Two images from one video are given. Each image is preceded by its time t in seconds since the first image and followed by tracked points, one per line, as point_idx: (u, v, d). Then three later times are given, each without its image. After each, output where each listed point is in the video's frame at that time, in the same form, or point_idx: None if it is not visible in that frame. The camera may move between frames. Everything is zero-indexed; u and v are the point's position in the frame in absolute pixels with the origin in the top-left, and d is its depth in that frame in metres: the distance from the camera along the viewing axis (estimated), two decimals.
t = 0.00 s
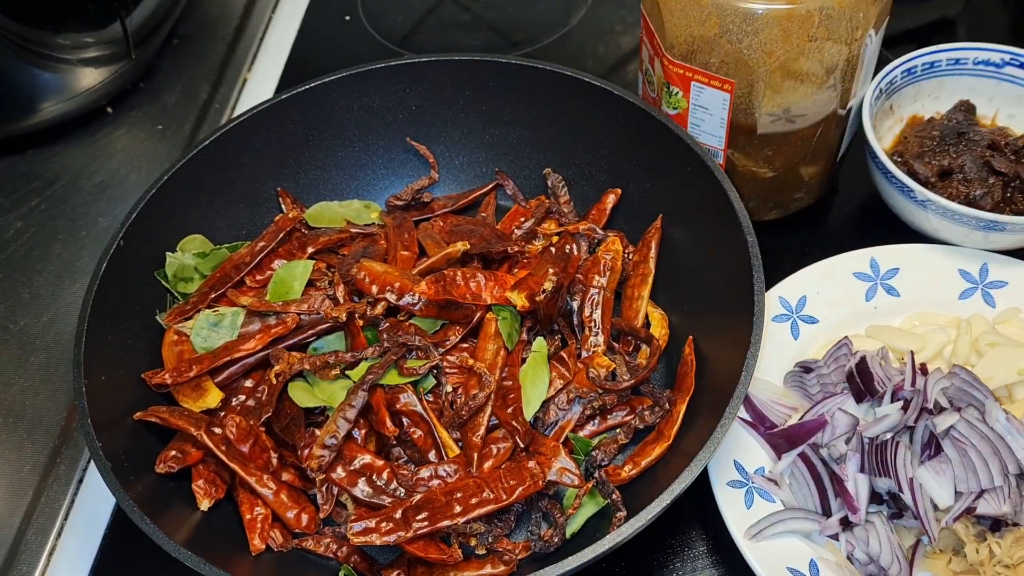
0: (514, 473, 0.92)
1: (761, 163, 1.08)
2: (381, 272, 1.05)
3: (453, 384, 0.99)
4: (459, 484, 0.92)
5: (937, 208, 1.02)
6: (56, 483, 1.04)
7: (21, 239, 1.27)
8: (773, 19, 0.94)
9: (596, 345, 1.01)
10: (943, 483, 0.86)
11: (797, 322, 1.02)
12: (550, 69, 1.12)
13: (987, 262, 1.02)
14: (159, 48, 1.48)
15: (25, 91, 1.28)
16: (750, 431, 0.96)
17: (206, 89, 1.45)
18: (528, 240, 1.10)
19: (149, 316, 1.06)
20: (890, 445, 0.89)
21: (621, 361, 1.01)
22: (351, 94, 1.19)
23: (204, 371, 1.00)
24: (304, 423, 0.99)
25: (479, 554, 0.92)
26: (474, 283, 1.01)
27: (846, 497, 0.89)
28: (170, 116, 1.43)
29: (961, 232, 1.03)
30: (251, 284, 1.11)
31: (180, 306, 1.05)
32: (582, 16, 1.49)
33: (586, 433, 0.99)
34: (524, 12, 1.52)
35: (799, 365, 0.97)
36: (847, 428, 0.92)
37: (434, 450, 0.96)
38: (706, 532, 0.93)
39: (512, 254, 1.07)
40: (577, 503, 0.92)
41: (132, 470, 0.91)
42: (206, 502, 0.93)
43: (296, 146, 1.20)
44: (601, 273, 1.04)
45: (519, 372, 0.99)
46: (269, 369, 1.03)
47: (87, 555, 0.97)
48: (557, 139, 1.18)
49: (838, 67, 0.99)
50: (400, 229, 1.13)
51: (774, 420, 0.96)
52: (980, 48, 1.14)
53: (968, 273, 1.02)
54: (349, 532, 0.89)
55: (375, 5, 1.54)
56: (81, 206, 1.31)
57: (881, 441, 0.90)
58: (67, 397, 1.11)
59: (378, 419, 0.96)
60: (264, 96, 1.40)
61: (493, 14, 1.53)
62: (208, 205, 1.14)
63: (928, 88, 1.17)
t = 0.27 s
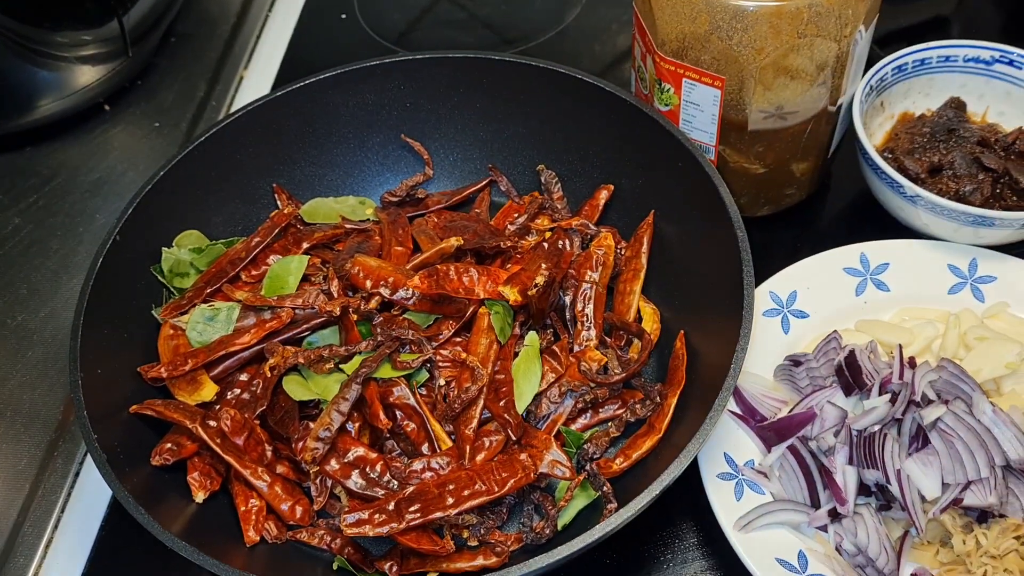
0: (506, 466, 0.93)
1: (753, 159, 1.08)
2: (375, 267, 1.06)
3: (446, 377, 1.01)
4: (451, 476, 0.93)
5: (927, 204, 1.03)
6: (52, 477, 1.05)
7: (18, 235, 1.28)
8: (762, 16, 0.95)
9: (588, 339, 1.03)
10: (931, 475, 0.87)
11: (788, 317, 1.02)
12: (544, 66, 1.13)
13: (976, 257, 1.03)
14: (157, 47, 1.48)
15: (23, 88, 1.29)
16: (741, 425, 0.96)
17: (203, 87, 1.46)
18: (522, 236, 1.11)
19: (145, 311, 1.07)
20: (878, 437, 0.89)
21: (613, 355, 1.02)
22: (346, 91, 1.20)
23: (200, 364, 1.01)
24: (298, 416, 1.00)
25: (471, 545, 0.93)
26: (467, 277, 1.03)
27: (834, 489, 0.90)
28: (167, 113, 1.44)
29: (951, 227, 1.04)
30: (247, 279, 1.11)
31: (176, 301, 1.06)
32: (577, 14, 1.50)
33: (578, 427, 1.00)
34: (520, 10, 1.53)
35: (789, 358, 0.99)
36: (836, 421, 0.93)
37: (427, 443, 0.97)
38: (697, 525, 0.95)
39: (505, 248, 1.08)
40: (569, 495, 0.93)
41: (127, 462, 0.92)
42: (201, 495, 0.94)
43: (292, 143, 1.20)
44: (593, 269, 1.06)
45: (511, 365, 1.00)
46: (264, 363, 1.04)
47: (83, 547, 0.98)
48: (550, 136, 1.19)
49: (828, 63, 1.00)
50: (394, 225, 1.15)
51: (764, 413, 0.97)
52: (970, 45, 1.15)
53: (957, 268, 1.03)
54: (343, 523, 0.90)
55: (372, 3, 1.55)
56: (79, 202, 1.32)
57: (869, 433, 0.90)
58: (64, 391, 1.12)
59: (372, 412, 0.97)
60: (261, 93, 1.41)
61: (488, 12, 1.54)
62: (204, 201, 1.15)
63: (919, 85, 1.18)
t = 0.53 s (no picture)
0: (511, 460, 0.93)
1: (757, 154, 1.08)
2: (380, 262, 1.05)
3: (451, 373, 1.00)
4: (456, 471, 0.93)
5: (932, 198, 1.02)
6: (56, 472, 1.04)
7: (21, 231, 1.28)
8: (767, 10, 0.95)
9: (593, 335, 1.02)
10: (938, 469, 0.86)
11: (793, 311, 1.02)
12: (548, 61, 1.13)
13: (982, 252, 1.03)
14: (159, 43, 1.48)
15: (25, 84, 1.29)
16: (747, 419, 0.96)
17: (206, 82, 1.46)
18: (526, 230, 1.10)
19: (149, 306, 1.06)
20: (884, 432, 0.89)
21: (618, 350, 1.02)
22: (349, 86, 1.19)
23: (204, 360, 1.00)
24: (302, 410, 1.00)
25: (476, 541, 0.93)
26: (472, 272, 1.02)
27: (841, 483, 0.89)
28: (170, 109, 1.43)
29: (956, 222, 1.03)
30: (251, 275, 1.11)
31: (180, 296, 1.05)
32: (580, 10, 1.50)
33: (582, 422, 1.00)
34: (523, 6, 1.53)
35: (794, 353, 0.98)
36: (842, 415, 0.92)
37: (432, 438, 0.97)
38: (702, 520, 0.95)
39: (509, 242, 1.07)
40: (575, 489, 0.93)
41: (131, 457, 0.92)
42: (205, 490, 0.93)
43: (295, 138, 1.20)
44: (598, 263, 1.05)
45: (516, 360, 0.99)
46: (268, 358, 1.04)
47: (88, 542, 0.98)
48: (554, 131, 1.18)
49: (833, 58, 1.00)
50: (398, 220, 1.15)
51: (769, 408, 0.97)
52: (974, 41, 1.15)
53: (963, 263, 1.03)
54: (347, 518, 0.90)
55: None
56: (81, 198, 1.32)
57: (876, 427, 0.90)
58: (67, 386, 1.12)
59: (376, 407, 0.97)
60: (264, 88, 1.41)
61: (491, 9, 1.54)
62: (207, 196, 1.15)
63: (923, 80, 1.18)
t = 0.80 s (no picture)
0: (477, 455, 0.91)
1: (724, 136, 1.06)
2: (342, 258, 1.03)
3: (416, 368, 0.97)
4: (422, 467, 0.91)
5: (902, 174, 1.00)
6: (18, 483, 1.02)
7: None
8: None
9: (561, 325, 0.99)
10: (910, 448, 0.85)
11: (764, 294, 1.00)
12: (509, 49, 1.11)
13: (954, 229, 1.01)
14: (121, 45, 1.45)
15: None
16: (717, 405, 0.94)
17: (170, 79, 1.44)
18: (491, 221, 1.08)
19: (109, 310, 1.04)
20: (856, 412, 0.88)
21: (587, 339, 1.00)
22: (310, 82, 1.17)
23: (164, 362, 0.99)
24: (265, 411, 0.97)
25: (445, 539, 0.90)
26: (434, 265, 1.01)
27: (813, 467, 0.88)
28: (133, 112, 1.41)
29: (927, 198, 1.01)
30: (212, 275, 1.09)
31: (139, 299, 1.04)
32: None
33: (552, 414, 0.96)
34: None
35: (765, 336, 0.96)
36: (814, 398, 0.90)
37: (397, 435, 0.94)
38: (677, 511, 0.94)
39: (473, 234, 1.06)
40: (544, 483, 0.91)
41: (90, 464, 0.90)
42: (166, 495, 0.92)
43: (256, 135, 1.18)
44: (564, 252, 1.03)
45: (480, 353, 0.97)
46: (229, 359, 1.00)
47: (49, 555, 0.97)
48: (519, 120, 1.16)
49: (797, 35, 0.98)
50: (362, 216, 1.13)
51: (741, 393, 0.94)
52: (941, 14, 1.13)
53: (936, 239, 1.01)
54: (311, 519, 0.89)
55: None
56: (45, 204, 1.29)
57: (847, 408, 0.89)
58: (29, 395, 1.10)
59: (339, 405, 0.95)
60: (230, 81, 1.37)
61: None
62: (168, 198, 1.13)
63: (893, 56, 1.15)
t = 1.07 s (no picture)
0: (397, 446, 0.88)
1: (641, 107, 1.03)
2: (257, 253, 1.01)
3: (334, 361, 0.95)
4: (341, 461, 0.88)
5: (823, 137, 0.97)
6: None
7: None
8: None
9: (482, 310, 0.98)
10: (832, 414, 0.83)
11: (688, 267, 0.97)
12: (419, 30, 1.08)
13: (878, 189, 0.98)
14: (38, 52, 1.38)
15: None
16: (642, 382, 0.91)
17: (91, 73, 1.43)
18: (410, 207, 1.06)
19: (20, 320, 1.01)
20: (776, 380, 0.85)
21: (509, 323, 0.98)
22: (222, 77, 1.15)
23: (76, 370, 0.96)
24: (177, 414, 0.95)
25: (367, 534, 0.89)
26: (349, 255, 0.98)
27: (737, 440, 0.85)
28: (55, 119, 1.36)
29: (849, 158, 0.98)
30: (127, 279, 1.06)
31: (50, 308, 1.01)
32: None
33: (477, 400, 0.94)
34: None
35: (685, 308, 0.94)
36: (736, 368, 0.88)
37: (316, 431, 0.92)
38: (606, 492, 0.91)
39: (391, 221, 1.04)
40: (466, 472, 0.89)
41: None
42: (82, 505, 0.89)
43: (170, 134, 1.15)
44: (483, 235, 1.01)
45: (399, 343, 0.95)
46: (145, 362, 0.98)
47: None
48: (436, 104, 1.13)
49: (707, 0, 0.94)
50: (281, 209, 1.10)
51: (665, 368, 0.91)
52: None
53: (860, 202, 0.98)
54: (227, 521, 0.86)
55: None
56: None
57: (767, 376, 0.86)
58: None
59: (254, 403, 0.92)
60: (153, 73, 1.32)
61: None
62: (80, 202, 1.10)
63: (813, 19, 1.13)
